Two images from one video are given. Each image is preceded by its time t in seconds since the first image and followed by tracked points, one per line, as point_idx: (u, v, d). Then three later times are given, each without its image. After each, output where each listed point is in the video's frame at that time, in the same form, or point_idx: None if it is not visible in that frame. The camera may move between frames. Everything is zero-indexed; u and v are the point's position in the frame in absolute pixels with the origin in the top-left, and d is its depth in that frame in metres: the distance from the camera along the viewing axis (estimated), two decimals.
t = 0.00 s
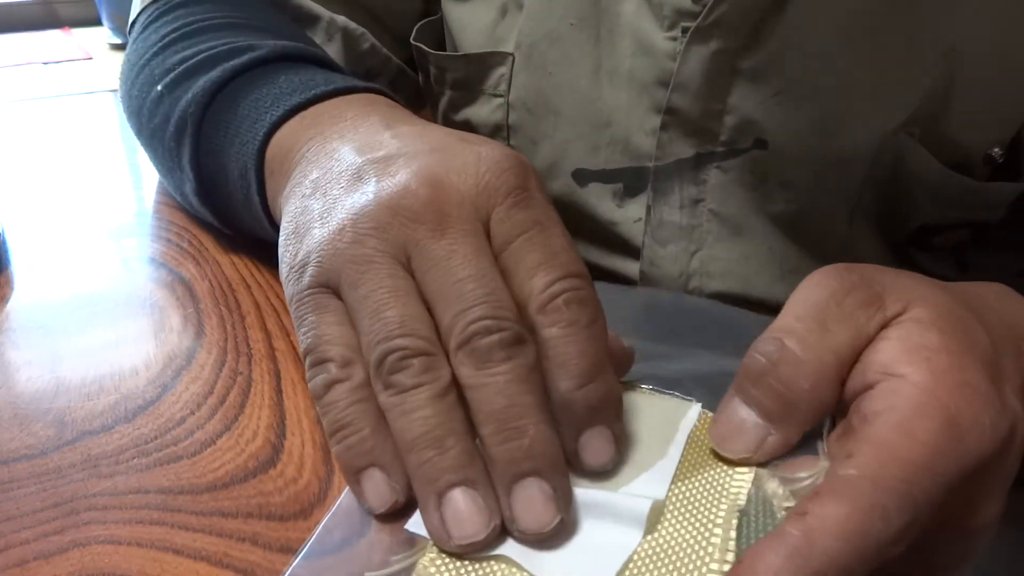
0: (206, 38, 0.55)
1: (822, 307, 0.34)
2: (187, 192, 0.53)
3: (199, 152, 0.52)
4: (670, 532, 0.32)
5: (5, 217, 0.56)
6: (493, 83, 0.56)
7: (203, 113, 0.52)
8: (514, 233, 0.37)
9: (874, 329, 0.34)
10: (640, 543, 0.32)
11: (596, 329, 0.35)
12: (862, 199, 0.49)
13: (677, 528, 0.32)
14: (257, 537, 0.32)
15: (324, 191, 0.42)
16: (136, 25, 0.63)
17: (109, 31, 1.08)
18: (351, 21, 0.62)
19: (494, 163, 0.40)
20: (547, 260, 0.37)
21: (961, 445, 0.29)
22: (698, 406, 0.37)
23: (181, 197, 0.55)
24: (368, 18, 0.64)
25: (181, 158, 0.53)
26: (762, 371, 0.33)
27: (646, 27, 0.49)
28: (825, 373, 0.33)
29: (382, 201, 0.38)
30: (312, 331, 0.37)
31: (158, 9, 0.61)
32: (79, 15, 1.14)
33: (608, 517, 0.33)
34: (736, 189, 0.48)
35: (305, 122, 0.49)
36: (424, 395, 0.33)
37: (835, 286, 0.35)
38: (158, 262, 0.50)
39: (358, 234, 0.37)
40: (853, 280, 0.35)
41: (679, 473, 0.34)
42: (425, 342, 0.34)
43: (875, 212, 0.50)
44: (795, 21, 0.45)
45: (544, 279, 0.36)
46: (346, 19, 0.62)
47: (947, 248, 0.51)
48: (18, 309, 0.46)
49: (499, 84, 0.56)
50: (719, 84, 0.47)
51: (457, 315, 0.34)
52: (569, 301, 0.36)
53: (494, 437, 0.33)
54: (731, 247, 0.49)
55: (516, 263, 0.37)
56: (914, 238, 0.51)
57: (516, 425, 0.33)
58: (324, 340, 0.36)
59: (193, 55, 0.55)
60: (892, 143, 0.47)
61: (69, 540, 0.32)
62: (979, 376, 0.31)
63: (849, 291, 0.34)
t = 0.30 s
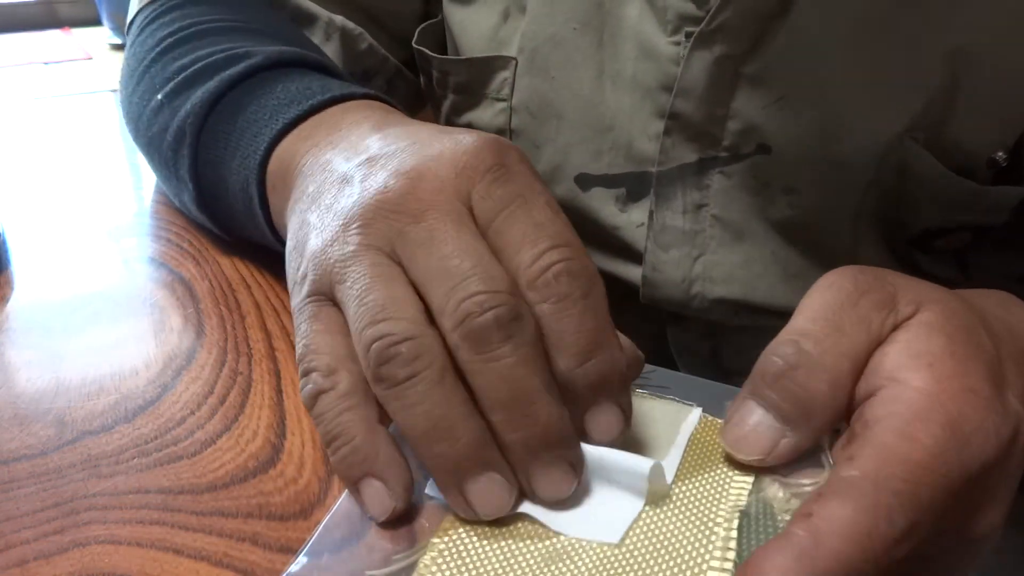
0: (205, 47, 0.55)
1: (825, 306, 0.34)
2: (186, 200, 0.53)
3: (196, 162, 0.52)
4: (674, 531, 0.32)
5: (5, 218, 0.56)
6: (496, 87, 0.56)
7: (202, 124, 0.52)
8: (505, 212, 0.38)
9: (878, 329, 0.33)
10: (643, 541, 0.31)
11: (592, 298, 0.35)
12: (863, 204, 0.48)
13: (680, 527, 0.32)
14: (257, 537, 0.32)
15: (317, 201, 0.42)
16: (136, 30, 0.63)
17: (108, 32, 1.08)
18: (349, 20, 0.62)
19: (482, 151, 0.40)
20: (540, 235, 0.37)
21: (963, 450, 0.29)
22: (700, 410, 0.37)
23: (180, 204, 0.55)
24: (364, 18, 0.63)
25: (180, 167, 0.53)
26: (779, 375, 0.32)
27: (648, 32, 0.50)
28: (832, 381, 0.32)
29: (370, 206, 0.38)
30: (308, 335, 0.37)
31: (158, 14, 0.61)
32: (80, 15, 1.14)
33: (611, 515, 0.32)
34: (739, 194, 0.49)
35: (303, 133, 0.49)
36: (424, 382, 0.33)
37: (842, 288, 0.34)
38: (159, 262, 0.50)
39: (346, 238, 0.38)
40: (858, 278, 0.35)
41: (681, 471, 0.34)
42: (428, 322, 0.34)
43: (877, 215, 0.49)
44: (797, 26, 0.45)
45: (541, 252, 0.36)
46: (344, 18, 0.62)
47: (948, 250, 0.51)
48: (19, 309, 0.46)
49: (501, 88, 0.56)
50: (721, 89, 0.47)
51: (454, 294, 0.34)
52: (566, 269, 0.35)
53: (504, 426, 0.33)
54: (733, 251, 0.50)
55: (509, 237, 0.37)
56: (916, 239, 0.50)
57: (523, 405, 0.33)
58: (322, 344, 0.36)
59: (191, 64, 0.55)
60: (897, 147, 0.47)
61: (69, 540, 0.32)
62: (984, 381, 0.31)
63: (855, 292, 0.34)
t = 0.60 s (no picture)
0: (190, 60, 0.55)
1: (820, 316, 0.34)
2: (179, 220, 0.53)
3: (182, 189, 0.51)
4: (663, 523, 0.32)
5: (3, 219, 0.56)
6: (495, 87, 0.56)
7: (186, 146, 0.51)
8: (454, 206, 0.35)
9: (871, 333, 0.33)
10: (632, 531, 0.32)
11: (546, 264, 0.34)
12: (863, 206, 0.48)
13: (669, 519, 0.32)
14: (257, 537, 0.32)
15: (286, 236, 0.40)
16: (128, 36, 0.63)
17: (107, 31, 1.08)
18: (344, 21, 0.62)
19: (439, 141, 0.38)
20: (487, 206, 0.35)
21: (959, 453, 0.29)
22: (703, 417, 0.37)
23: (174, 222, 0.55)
24: (362, 19, 0.63)
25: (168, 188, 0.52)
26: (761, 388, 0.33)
27: (647, 33, 0.50)
28: (829, 384, 0.32)
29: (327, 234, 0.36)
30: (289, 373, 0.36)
31: (149, 20, 0.61)
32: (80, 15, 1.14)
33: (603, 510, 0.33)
34: (738, 195, 0.49)
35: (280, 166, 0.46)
36: (410, 394, 0.33)
37: (834, 300, 0.34)
38: (158, 262, 0.51)
39: (305, 268, 0.36)
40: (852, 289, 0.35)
41: (674, 473, 0.35)
42: (392, 342, 0.33)
43: (878, 216, 0.50)
44: (794, 27, 0.45)
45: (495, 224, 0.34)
46: (338, 18, 0.61)
47: (948, 250, 0.51)
48: (19, 309, 0.46)
49: (501, 88, 0.56)
50: (720, 90, 0.47)
51: (414, 307, 0.33)
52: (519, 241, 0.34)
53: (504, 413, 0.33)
54: (732, 252, 0.50)
55: (457, 225, 0.35)
56: (916, 241, 0.51)
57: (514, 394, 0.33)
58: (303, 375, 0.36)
59: (176, 80, 0.54)
60: (895, 148, 0.46)
61: (69, 540, 0.32)
62: (981, 383, 0.31)
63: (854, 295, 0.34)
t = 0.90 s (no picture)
0: (188, 54, 0.55)
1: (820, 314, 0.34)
2: (179, 217, 0.52)
3: (183, 188, 0.51)
4: (666, 520, 0.31)
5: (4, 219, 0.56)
6: (495, 84, 0.56)
7: (186, 141, 0.51)
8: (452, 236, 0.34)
9: (870, 332, 0.33)
10: (634, 528, 0.31)
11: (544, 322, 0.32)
12: (864, 202, 0.48)
13: (673, 516, 0.32)
14: (257, 537, 0.32)
15: (281, 243, 0.39)
16: (130, 32, 0.63)
17: (106, 30, 1.08)
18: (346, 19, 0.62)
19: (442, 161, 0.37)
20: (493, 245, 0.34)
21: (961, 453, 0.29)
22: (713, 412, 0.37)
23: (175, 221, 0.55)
24: (363, 17, 0.63)
25: (168, 184, 0.52)
26: (761, 387, 0.33)
27: (647, 29, 0.50)
28: (828, 380, 0.32)
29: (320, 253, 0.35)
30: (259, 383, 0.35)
31: (150, 17, 0.61)
32: (79, 15, 1.14)
33: (608, 504, 0.32)
34: (737, 192, 0.49)
35: (280, 157, 0.46)
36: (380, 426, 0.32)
37: (833, 298, 0.35)
38: (158, 262, 0.50)
39: (297, 287, 0.35)
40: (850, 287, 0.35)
41: (686, 467, 0.34)
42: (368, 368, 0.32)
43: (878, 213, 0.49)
44: (795, 22, 0.45)
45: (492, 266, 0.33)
46: (341, 17, 0.61)
47: (948, 249, 0.51)
48: (19, 310, 0.46)
49: (501, 84, 0.55)
50: (720, 86, 0.47)
51: (392, 328, 0.32)
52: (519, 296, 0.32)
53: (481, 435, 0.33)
54: (733, 250, 0.50)
55: (453, 258, 0.33)
56: (916, 239, 0.51)
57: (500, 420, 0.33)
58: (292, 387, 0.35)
59: (174, 75, 0.54)
60: (894, 143, 0.46)
61: (69, 540, 0.32)
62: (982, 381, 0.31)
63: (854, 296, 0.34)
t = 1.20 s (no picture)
0: (167, 57, 0.55)
1: (828, 288, 0.34)
2: (172, 219, 0.52)
3: (172, 194, 0.51)
4: (677, 522, 0.31)
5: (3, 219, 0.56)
6: (496, 84, 0.56)
7: (169, 147, 0.51)
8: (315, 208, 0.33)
9: (880, 308, 0.33)
10: (646, 532, 0.31)
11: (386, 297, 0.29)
12: (867, 201, 0.48)
13: (681, 518, 0.32)
14: (257, 537, 0.32)
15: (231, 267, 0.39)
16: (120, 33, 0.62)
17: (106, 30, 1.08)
18: (340, 20, 0.61)
19: (353, 136, 0.36)
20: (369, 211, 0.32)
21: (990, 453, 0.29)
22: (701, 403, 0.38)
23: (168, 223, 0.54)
24: (355, 17, 0.63)
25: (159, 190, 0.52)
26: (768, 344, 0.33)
27: (648, 29, 0.50)
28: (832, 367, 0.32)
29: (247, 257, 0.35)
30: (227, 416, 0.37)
31: (136, 21, 0.61)
32: (79, 15, 1.14)
33: (614, 511, 0.32)
34: (739, 192, 0.49)
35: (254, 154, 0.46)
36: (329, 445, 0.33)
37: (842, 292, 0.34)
38: (157, 262, 0.50)
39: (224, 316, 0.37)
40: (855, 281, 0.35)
41: (685, 470, 0.34)
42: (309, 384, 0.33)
43: (881, 214, 0.50)
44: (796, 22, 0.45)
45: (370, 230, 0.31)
46: (335, 18, 0.61)
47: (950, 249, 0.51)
48: (19, 309, 0.46)
49: (502, 85, 0.55)
50: (722, 85, 0.47)
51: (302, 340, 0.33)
52: (389, 250, 0.30)
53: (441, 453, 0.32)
54: (734, 250, 0.50)
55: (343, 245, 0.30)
56: (918, 239, 0.51)
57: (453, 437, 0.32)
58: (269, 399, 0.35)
59: (153, 80, 0.54)
60: (898, 143, 0.47)
61: (69, 540, 0.32)
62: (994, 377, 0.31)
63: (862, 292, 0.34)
